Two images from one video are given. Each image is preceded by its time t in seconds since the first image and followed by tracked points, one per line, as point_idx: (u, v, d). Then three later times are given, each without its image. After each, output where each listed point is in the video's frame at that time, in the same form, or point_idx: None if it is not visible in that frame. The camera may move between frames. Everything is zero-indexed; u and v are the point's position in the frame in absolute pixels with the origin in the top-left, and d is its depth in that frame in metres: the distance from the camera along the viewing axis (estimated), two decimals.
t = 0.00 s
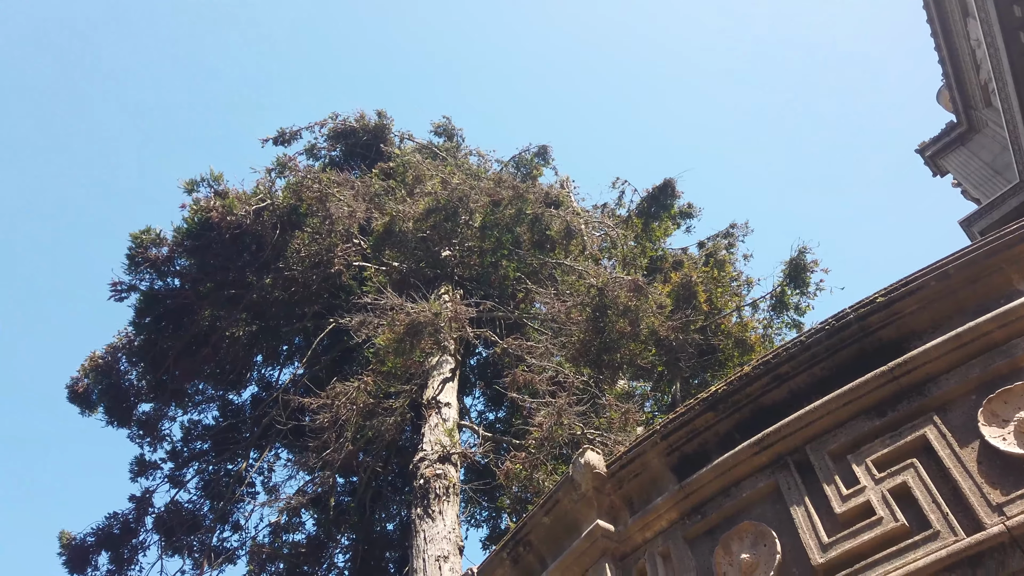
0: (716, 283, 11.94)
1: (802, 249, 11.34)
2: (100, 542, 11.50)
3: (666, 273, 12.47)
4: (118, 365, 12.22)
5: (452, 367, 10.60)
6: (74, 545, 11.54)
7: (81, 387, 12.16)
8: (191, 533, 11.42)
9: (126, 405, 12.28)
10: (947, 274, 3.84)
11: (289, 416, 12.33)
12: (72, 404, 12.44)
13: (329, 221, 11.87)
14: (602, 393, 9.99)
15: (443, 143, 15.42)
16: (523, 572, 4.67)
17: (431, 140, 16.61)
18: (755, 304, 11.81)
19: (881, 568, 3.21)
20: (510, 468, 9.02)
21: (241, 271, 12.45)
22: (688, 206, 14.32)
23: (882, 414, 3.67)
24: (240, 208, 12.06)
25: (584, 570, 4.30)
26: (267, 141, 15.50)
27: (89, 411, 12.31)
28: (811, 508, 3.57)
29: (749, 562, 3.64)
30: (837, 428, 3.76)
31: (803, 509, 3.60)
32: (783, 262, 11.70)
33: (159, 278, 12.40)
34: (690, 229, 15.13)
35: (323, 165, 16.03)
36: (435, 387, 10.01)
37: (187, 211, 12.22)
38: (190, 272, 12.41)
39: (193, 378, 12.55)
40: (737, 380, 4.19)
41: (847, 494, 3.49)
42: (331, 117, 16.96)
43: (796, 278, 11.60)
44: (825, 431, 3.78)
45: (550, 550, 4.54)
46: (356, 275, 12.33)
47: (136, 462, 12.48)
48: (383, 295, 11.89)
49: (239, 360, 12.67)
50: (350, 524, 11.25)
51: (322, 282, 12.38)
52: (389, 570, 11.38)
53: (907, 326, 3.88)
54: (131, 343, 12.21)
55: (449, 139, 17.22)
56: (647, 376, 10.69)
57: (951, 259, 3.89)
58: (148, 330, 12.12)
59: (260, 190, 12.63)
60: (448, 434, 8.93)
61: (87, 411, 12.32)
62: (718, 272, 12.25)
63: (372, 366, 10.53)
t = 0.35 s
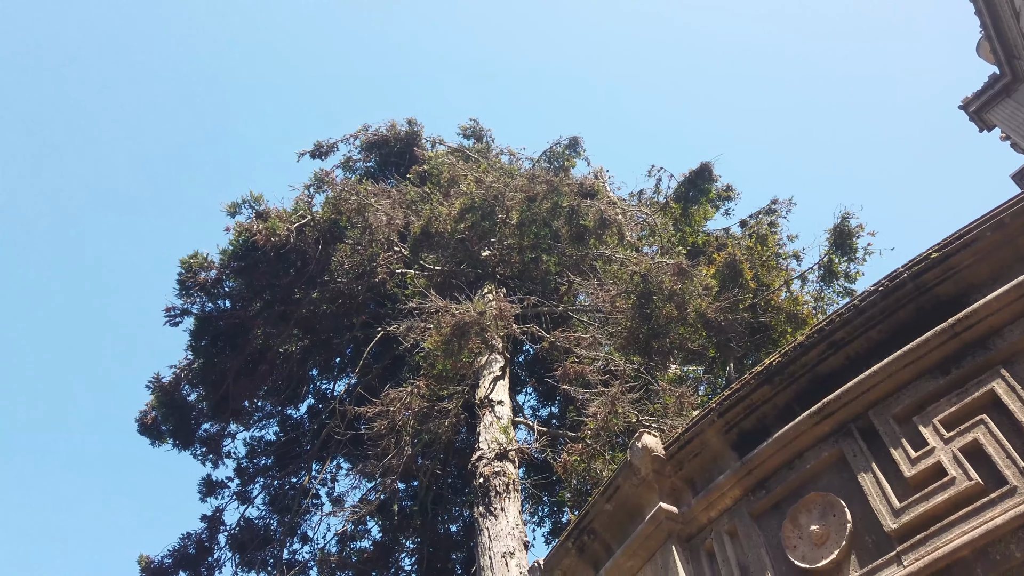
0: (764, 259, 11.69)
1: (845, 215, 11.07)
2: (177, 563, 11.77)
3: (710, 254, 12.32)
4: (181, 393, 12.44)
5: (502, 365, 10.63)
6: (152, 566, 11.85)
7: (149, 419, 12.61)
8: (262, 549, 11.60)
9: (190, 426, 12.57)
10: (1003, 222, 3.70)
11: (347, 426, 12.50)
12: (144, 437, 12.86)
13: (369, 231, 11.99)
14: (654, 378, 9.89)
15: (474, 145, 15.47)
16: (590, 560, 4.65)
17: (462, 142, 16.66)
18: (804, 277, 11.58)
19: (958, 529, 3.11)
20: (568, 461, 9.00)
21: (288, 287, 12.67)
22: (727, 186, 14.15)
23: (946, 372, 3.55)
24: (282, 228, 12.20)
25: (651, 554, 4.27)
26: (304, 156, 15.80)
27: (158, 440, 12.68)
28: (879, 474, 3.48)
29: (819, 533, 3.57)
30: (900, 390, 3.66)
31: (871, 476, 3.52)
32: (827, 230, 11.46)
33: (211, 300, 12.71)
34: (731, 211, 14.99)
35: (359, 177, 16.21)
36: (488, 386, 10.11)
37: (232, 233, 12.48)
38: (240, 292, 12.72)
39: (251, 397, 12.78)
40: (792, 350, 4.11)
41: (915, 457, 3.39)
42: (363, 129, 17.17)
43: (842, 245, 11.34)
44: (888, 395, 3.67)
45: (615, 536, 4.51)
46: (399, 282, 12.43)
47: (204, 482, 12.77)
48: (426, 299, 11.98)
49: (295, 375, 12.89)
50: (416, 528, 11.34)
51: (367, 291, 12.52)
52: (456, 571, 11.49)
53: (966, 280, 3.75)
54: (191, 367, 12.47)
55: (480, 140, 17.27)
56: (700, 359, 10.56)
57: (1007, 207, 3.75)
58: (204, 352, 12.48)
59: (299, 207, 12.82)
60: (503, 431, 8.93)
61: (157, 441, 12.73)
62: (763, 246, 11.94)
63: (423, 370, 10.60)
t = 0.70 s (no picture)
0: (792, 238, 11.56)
1: (879, 189, 10.88)
2: (229, 571, 11.93)
3: (738, 236, 12.20)
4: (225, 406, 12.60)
5: (535, 359, 10.64)
6: None
7: (196, 435, 12.77)
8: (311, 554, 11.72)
9: (240, 437, 12.70)
10: None
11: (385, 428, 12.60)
12: (193, 453, 13.05)
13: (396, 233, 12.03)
14: (688, 364, 9.79)
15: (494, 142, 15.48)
16: (635, 547, 4.62)
17: (482, 140, 16.65)
18: (837, 254, 11.41)
19: (1010, 493, 3.05)
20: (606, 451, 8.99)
21: (319, 291, 12.87)
22: (753, 170, 14.01)
23: (989, 335, 3.47)
24: (308, 230, 12.44)
25: (697, 535, 4.25)
26: (327, 162, 15.93)
27: (208, 454, 12.83)
28: (925, 442, 3.42)
29: (867, 505, 3.51)
30: (941, 356, 3.58)
31: (917, 444, 3.45)
32: (860, 205, 11.25)
33: (244, 309, 12.81)
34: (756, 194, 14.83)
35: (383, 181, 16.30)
36: (521, 381, 10.17)
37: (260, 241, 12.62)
38: (272, 299, 12.85)
39: (290, 404, 12.97)
40: (828, 323, 4.04)
41: (962, 423, 3.32)
42: (384, 134, 17.26)
43: (877, 220, 11.15)
44: (929, 361, 3.59)
45: (659, 522, 4.49)
46: (429, 282, 12.50)
47: (250, 492, 12.95)
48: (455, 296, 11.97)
49: (331, 380, 13.02)
50: (458, 527, 11.37)
51: (397, 294, 12.59)
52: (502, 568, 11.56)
53: (1004, 240, 3.65)
54: (232, 380, 12.64)
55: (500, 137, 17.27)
56: (736, 344, 10.33)
57: None
58: (241, 362, 12.68)
59: (325, 213, 12.93)
60: (539, 424, 8.87)
61: (207, 455, 12.90)
62: (790, 226, 11.73)
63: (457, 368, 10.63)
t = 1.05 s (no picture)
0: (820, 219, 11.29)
1: (907, 164, 10.70)
2: None
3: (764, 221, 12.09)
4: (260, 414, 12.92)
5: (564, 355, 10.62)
6: None
7: (232, 441, 13.06)
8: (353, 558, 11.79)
9: (277, 445, 12.99)
10: None
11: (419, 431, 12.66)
12: (229, 460, 13.32)
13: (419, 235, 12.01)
14: (720, 351, 9.64)
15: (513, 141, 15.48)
16: (675, 535, 4.60)
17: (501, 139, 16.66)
18: (865, 234, 11.24)
19: None
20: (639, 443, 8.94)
21: (346, 298, 12.98)
22: (774, 156, 13.92)
23: None
24: (330, 237, 12.52)
25: (736, 521, 4.22)
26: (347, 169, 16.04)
27: (243, 462, 13.08)
28: (966, 415, 3.36)
29: (909, 483, 3.46)
30: (978, 327, 3.51)
31: (957, 418, 3.39)
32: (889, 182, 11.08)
33: (273, 316, 12.96)
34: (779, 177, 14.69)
35: (404, 186, 16.37)
36: (552, 376, 10.13)
37: (285, 248, 12.76)
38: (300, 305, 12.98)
39: (325, 410, 12.95)
40: (859, 300, 3.98)
41: (1002, 394, 3.26)
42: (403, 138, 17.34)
43: (905, 197, 10.97)
44: (965, 333, 3.53)
45: (698, 509, 4.47)
46: (454, 283, 12.55)
47: (290, 499, 13.07)
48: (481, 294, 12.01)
49: (363, 385, 13.10)
50: (497, 526, 11.40)
51: (424, 297, 12.64)
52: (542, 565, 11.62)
53: None
54: (266, 390, 12.90)
55: (518, 135, 17.27)
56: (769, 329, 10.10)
57: None
58: (275, 372, 12.86)
59: (348, 219, 13.01)
60: (572, 419, 8.80)
61: (241, 463, 13.16)
62: (818, 207, 11.48)
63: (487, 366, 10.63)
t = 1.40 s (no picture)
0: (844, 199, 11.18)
1: (929, 139, 10.53)
2: None
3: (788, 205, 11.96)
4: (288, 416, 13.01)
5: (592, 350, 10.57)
6: None
7: (259, 442, 13.11)
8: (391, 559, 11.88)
9: (304, 448, 13.10)
10: None
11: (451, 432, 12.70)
12: (253, 459, 13.39)
13: (441, 238, 12.06)
14: (749, 339, 9.53)
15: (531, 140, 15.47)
16: (712, 523, 4.58)
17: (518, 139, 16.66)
18: (891, 213, 11.08)
19: None
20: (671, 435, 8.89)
21: (371, 302, 13.07)
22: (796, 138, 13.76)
23: None
24: (351, 243, 12.65)
25: (773, 506, 4.19)
26: (366, 176, 16.16)
27: (269, 462, 13.16)
28: (1004, 388, 3.30)
29: (948, 460, 3.40)
30: (1012, 299, 3.44)
31: (995, 391, 3.33)
32: (911, 159, 10.91)
33: (300, 324, 13.10)
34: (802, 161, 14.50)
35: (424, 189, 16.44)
36: (581, 372, 10.11)
37: (309, 256, 12.90)
38: (326, 312, 13.13)
39: (355, 414, 13.18)
40: (889, 277, 3.92)
41: None
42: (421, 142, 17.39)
43: (929, 171, 10.80)
44: (999, 306, 3.46)
45: (734, 496, 4.44)
46: (479, 283, 12.58)
47: (327, 503, 13.19)
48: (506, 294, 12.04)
49: (393, 388, 13.17)
50: (532, 523, 11.41)
51: (449, 298, 12.67)
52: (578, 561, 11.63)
53: None
54: (296, 393, 13.00)
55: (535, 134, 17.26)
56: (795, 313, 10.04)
57: None
58: (303, 377, 12.99)
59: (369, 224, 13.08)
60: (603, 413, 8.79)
61: (267, 463, 13.24)
62: (842, 188, 11.35)
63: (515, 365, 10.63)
